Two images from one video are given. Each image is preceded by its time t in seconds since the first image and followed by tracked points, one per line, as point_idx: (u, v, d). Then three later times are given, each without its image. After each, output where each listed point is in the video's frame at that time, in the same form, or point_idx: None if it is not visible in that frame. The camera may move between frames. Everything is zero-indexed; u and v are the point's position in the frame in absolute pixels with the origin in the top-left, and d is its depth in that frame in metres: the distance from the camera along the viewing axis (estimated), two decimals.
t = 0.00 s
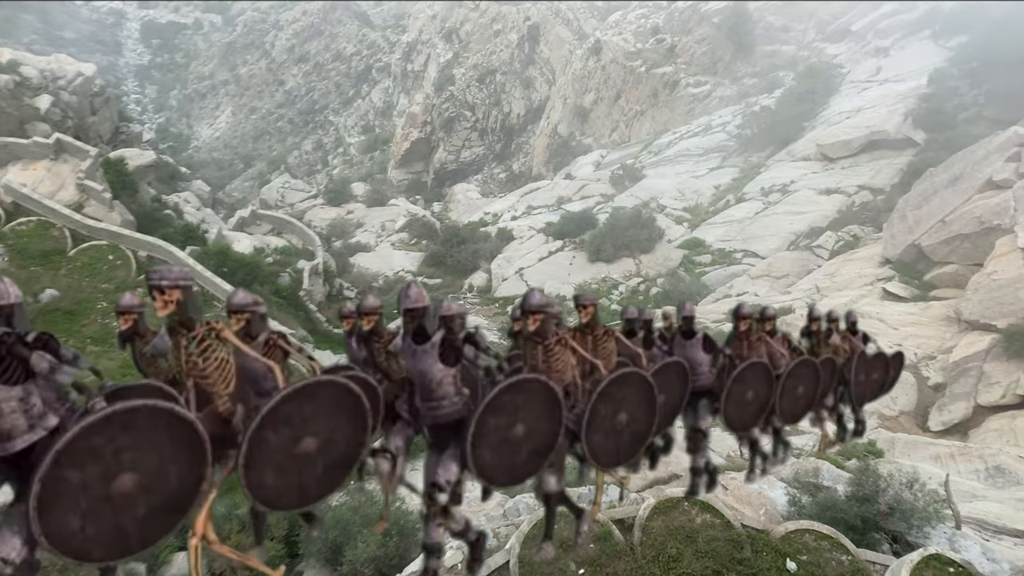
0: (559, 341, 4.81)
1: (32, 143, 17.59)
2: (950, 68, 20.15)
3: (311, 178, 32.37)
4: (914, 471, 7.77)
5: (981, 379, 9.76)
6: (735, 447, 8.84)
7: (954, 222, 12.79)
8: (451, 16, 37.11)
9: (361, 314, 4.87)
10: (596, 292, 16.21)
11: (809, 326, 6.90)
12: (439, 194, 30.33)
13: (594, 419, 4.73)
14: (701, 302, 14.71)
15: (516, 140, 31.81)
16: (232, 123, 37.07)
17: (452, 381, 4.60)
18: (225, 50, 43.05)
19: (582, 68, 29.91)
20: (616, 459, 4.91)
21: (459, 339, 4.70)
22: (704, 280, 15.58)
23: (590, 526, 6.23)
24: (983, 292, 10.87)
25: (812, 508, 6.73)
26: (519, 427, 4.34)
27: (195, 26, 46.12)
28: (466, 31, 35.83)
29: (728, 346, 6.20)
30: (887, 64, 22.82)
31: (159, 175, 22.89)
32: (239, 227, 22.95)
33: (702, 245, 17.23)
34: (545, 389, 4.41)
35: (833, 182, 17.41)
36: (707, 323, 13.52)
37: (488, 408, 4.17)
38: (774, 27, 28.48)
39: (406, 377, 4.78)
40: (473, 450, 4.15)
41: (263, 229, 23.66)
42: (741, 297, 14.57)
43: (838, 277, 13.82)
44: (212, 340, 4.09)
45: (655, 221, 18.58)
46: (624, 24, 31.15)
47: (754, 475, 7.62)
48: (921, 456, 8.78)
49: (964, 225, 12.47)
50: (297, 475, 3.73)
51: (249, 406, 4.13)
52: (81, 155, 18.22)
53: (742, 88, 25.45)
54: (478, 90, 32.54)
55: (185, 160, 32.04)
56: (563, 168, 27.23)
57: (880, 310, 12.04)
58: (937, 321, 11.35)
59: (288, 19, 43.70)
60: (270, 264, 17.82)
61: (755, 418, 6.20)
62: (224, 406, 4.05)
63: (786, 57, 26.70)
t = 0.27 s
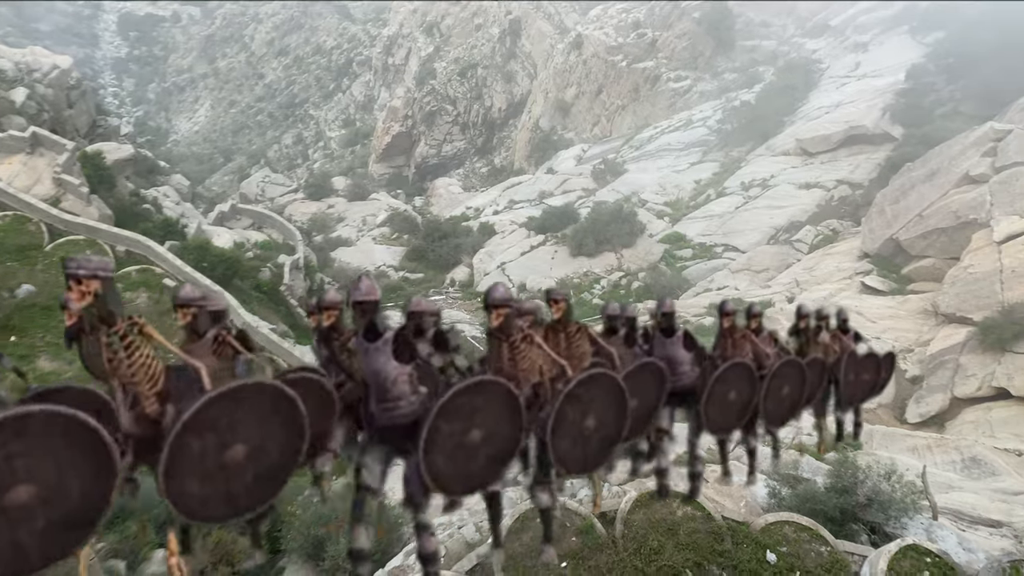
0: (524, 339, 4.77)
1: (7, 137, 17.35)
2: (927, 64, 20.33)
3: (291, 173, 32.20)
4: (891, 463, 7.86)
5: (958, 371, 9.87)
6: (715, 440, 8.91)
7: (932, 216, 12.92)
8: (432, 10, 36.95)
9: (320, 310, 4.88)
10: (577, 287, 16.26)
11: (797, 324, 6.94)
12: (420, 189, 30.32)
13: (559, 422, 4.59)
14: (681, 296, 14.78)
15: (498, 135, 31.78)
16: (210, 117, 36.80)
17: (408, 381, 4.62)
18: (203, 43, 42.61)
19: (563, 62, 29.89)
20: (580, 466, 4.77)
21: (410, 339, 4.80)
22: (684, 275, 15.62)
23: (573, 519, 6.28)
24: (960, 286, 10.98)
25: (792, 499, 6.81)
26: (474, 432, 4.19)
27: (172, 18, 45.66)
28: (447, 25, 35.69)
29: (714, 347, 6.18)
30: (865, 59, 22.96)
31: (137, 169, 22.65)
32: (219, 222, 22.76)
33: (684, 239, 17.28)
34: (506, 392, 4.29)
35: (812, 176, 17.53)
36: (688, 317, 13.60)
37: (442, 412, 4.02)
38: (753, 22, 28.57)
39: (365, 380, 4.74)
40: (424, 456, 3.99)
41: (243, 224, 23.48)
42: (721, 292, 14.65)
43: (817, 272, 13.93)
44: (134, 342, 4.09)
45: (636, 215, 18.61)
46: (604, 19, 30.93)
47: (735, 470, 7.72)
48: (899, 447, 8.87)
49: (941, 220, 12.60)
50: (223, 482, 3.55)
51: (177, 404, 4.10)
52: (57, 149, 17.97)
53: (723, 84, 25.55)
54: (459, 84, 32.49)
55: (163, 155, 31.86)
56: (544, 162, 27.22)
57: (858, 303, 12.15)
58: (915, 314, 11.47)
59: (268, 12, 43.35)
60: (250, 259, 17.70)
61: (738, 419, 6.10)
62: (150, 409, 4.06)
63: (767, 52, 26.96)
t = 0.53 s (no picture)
0: (479, 341, 4.81)
1: None
2: (914, 85, 20.58)
3: (283, 191, 32.31)
4: (882, 481, 7.92)
5: (947, 390, 9.90)
6: (706, 457, 8.92)
7: (920, 235, 13.03)
8: (424, 30, 37.15)
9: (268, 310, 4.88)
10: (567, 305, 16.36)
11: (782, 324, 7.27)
12: (412, 207, 30.55)
13: (519, 426, 4.62)
14: (672, 313, 14.92)
15: (489, 154, 31.96)
16: (202, 135, 36.94)
17: (349, 383, 4.58)
18: (196, 62, 42.66)
19: (554, 82, 30.11)
20: (543, 469, 4.78)
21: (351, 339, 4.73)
22: (675, 293, 15.72)
23: (565, 539, 6.30)
24: (948, 304, 11.05)
25: (783, 518, 6.83)
26: (423, 441, 4.14)
27: (165, 37, 45.80)
28: (440, 45, 35.91)
29: (691, 351, 6.45)
30: (853, 80, 23.23)
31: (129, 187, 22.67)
32: (210, 240, 22.76)
33: (674, 257, 17.38)
34: (454, 394, 4.27)
35: (801, 196, 17.66)
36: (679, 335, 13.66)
37: (383, 418, 3.98)
38: (743, 43, 28.84)
39: (305, 380, 4.62)
40: (366, 464, 3.93)
41: (235, 242, 23.47)
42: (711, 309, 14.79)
43: (807, 290, 14.02)
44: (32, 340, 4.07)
45: (627, 233, 18.70)
46: (595, 40, 31.03)
47: (727, 487, 7.72)
48: (888, 465, 8.92)
49: (929, 238, 12.71)
50: (137, 498, 3.45)
51: (81, 416, 4.20)
52: (48, 167, 17.93)
53: (712, 104, 25.73)
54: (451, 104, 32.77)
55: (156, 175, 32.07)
56: (535, 181, 27.37)
57: (847, 321, 12.23)
58: (904, 333, 11.52)
59: (261, 31, 43.52)
60: (241, 277, 17.70)
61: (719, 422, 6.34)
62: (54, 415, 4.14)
63: (756, 72, 27.12)
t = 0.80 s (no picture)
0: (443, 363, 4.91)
1: (10, 198, 17.54)
2: (917, 134, 20.67)
3: (290, 235, 32.60)
4: (892, 533, 7.82)
5: (957, 439, 9.76)
6: (712, 504, 8.81)
7: (926, 281, 12.95)
8: (432, 77, 37.65)
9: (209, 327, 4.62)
10: (572, 352, 16.63)
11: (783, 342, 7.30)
12: (417, 251, 30.89)
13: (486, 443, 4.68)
14: (679, 361, 15.19)
15: (494, 199, 32.19)
16: (212, 179, 37.43)
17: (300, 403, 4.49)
18: (207, 107, 43.18)
19: (559, 129, 30.43)
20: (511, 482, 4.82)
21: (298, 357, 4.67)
22: (681, 338, 16.03)
23: None
24: (955, 352, 10.94)
25: (792, 569, 6.72)
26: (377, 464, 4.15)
27: (177, 82, 46.58)
28: (447, 92, 36.39)
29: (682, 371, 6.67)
30: (857, 128, 23.38)
31: (137, 230, 22.87)
32: (216, 282, 22.86)
33: (679, 303, 17.39)
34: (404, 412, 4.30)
35: (806, 243, 17.68)
36: (684, 382, 13.61)
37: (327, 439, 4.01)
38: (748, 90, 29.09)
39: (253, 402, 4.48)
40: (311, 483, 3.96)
41: (240, 287, 23.31)
42: (717, 356, 14.85)
43: (813, 337, 13.98)
44: None
45: (633, 278, 18.73)
46: (601, 87, 31.34)
47: (733, 534, 7.58)
48: (898, 516, 8.75)
49: (935, 285, 12.65)
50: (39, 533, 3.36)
51: None
52: (58, 209, 18.04)
53: (716, 151, 25.74)
54: (458, 150, 33.22)
55: (165, 218, 32.52)
56: (540, 226, 27.51)
57: (854, 369, 12.16)
58: (912, 381, 11.42)
59: (272, 77, 44.19)
60: (247, 320, 17.77)
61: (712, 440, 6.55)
62: None
63: (759, 120, 26.46)
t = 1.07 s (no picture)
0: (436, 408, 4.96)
1: (42, 243, 17.88)
2: (942, 191, 20.55)
3: (314, 282, 32.93)
4: None
5: (987, 503, 9.51)
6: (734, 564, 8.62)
7: (953, 341, 12.74)
8: (458, 129, 38.17)
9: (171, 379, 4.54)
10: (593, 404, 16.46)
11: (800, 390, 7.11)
12: (439, 299, 31.03)
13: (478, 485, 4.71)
14: (701, 417, 15.05)
15: (517, 250, 32.35)
16: (238, 226, 38.05)
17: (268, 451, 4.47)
18: (236, 156, 43.85)
19: (583, 182, 30.67)
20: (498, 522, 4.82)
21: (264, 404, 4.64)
22: (704, 393, 15.92)
23: None
24: (984, 414, 10.71)
25: None
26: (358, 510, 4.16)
27: (208, 131, 47.65)
28: (472, 144, 36.87)
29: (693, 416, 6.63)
30: (880, 185, 23.33)
31: (164, 275, 23.19)
32: (239, 328, 23.04)
33: (702, 357, 17.25)
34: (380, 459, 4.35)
35: (830, 299, 17.54)
36: (707, 438, 13.45)
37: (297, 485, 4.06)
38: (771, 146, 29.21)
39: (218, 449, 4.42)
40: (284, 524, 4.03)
41: (263, 332, 23.42)
42: (740, 413, 14.71)
43: (838, 395, 13.78)
44: None
45: (655, 331, 18.65)
46: (624, 141, 31.67)
47: None
48: None
49: (962, 345, 12.46)
50: None
51: None
52: (87, 254, 18.35)
53: (740, 206, 25.83)
54: (481, 201, 33.59)
55: (192, 264, 33.12)
56: (562, 277, 27.55)
57: (879, 429, 11.95)
58: (940, 443, 11.19)
59: (300, 128, 45.03)
60: (268, 367, 17.87)
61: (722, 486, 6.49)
62: None
63: (782, 175, 26.48)
